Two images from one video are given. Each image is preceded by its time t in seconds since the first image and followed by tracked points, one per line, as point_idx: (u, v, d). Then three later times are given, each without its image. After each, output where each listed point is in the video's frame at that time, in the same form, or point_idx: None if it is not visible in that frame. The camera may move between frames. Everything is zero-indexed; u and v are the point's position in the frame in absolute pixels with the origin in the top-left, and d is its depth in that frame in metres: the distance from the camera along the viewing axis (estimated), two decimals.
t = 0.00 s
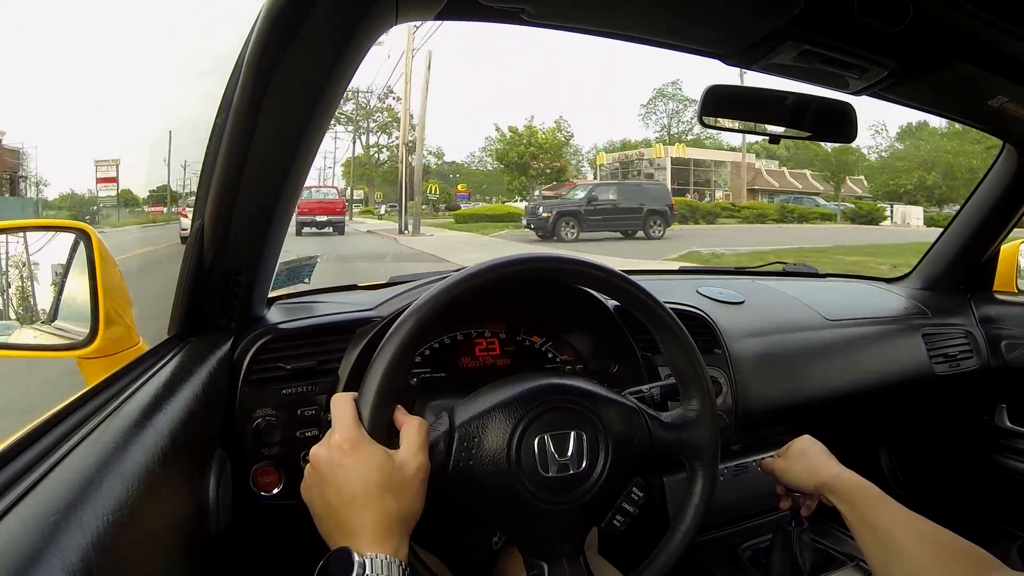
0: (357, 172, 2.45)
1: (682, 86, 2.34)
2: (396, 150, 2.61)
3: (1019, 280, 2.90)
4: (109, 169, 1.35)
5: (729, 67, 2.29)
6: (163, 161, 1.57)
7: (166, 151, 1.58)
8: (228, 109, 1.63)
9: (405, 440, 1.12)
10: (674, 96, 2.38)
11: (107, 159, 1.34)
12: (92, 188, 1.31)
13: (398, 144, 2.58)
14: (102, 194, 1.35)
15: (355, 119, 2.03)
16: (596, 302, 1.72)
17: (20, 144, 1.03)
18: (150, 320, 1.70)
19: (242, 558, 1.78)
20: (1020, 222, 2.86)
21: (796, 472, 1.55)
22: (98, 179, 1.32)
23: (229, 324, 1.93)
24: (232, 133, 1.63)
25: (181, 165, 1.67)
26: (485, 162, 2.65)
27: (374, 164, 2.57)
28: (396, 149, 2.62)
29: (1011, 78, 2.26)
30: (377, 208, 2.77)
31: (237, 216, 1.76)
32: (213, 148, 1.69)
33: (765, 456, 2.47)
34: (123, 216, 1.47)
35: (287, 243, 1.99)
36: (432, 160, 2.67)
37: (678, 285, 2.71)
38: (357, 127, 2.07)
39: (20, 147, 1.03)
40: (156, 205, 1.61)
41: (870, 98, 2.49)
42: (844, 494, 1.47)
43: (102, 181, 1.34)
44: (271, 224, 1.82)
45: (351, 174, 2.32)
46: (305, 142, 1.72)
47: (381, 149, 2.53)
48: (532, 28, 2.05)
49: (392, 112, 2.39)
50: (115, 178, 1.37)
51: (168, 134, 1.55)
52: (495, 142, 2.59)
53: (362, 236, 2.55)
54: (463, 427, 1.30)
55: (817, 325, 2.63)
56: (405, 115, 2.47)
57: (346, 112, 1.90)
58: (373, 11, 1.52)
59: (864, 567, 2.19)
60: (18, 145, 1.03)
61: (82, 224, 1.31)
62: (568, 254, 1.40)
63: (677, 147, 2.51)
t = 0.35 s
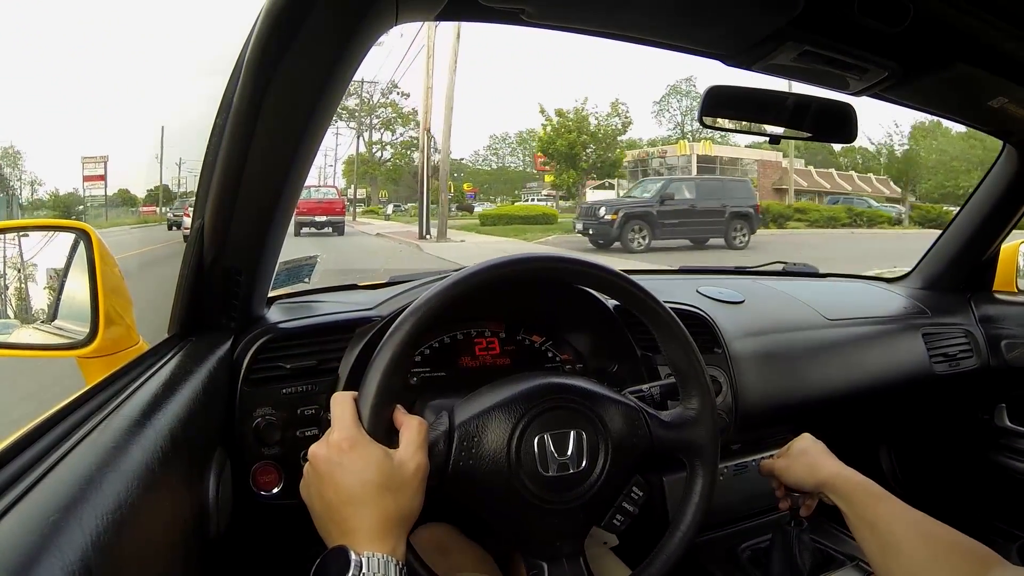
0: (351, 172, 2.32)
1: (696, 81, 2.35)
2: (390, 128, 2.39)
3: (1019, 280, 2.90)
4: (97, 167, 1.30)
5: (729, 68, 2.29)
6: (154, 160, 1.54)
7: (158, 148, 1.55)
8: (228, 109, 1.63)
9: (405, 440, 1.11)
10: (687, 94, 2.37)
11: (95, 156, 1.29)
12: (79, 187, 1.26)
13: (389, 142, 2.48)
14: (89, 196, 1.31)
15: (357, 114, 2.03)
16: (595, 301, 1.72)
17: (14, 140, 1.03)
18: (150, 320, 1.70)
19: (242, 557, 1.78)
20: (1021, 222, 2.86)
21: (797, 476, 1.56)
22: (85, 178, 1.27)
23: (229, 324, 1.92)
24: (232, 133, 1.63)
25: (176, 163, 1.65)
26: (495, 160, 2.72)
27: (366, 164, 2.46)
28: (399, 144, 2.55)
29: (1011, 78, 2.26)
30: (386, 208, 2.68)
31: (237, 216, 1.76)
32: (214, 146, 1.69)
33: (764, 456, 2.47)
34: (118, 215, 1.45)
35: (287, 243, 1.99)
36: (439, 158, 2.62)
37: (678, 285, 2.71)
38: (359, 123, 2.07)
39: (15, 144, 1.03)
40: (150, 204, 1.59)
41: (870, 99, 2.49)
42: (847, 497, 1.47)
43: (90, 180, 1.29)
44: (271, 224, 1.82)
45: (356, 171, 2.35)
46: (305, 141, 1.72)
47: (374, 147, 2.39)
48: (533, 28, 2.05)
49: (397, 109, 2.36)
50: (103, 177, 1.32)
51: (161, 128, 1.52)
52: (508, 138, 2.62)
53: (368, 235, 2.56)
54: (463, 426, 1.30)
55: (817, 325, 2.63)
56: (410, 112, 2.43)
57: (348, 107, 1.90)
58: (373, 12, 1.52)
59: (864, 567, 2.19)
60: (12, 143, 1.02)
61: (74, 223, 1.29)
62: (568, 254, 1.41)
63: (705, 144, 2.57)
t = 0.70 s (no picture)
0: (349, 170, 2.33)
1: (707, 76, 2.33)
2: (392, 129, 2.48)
3: (1019, 280, 2.91)
4: (84, 164, 1.25)
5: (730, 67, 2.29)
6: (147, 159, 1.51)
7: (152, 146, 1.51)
8: (228, 108, 1.63)
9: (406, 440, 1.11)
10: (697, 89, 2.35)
11: (82, 152, 1.24)
12: (63, 184, 1.20)
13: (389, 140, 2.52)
14: (76, 195, 1.26)
15: (360, 109, 2.02)
16: (594, 301, 1.72)
17: (12, 142, 1.02)
18: (150, 319, 1.70)
19: (242, 557, 1.78)
20: (1020, 222, 2.86)
21: (797, 474, 1.56)
22: (70, 176, 1.21)
23: (229, 324, 1.92)
24: (232, 133, 1.63)
25: (170, 161, 1.61)
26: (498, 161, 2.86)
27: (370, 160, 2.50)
28: (402, 140, 2.60)
29: (1011, 78, 2.26)
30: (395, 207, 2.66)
31: (237, 215, 1.76)
32: (213, 146, 1.69)
33: (764, 456, 2.47)
34: (114, 216, 1.45)
35: (287, 243, 1.99)
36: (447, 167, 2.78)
37: (678, 285, 2.71)
38: (362, 118, 2.07)
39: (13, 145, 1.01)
40: (140, 203, 1.56)
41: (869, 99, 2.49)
42: (846, 493, 1.47)
43: (76, 178, 1.24)
44: (270, 224, 1.83)
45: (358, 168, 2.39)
46: (305, 141, 1.72)
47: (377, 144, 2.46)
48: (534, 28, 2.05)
49: (397, 104, 2.39)
50: (91, 176, 1.27)
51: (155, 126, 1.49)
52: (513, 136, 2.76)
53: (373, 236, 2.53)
54: (463, 426, 1.30)
55: (816, 325, 2.63)
56: (412, 106, 2.50)
57: (350, 103, 1.89)
58: (373, 12, 1.52)
59: (864, 567, 2.19)
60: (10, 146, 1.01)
61: (63, 222, 1.26)
62: (568, 254, 1.40)
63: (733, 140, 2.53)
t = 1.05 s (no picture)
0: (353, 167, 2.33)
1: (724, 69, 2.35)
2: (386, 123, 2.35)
3: (1019, 280, 2.90)
4: (70, 163, 1.21)
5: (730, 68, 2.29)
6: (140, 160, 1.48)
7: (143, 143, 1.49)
8: (228, 109, 1.63)
9: (404, 439, 1.12)
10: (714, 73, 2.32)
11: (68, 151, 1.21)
12: (48, 186, 1.16)
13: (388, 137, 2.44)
14: (59, 197, 1.21)
15: (363, 106, 2.02)
16: (594, 301, 1.72)
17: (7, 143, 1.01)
18: (150, 319, 1.70)
19: (242, 557, 1.79)
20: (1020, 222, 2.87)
21: (812, 486, 1.57)
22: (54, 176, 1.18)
23: (229, 323, 1.92)
24: (231, 134, 1.63)
25: (164, 162, 1.58)
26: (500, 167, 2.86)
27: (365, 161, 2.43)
28: (407, 135, 2.54)
29: (1011, 78, 2.26)
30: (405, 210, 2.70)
31: (237, 215, 1.76)
32: (213, 146, 1.68)
33: (764, 456, 2.47)
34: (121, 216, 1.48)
35: (287, 244, 1.99)
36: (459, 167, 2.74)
37: (678, 284, 2.71)
38: (364, 116, 2.06)
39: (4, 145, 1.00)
40: (132, 205, 1.52)
41: (869, 99, 2.49)
42: (861, 511, 1.48)
43: (62, 177, 1.20)
44: (270, 225, 1.83)
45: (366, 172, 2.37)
46: (305, 141, 1.72)
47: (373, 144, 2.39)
48: (534, 28, 2.05)
49: (400, 102, 2.36)
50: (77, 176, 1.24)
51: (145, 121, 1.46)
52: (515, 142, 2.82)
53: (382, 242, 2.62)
54: (463, 426, 1.30)
55: (816, 325, 2.63)
56: (419, 104, 2.46)
57: (351, 101, 1.89)
58: (373, 13, 1.52)
59: (864, 567, 2.19)
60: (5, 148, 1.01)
61: (50, 221, 1.22)
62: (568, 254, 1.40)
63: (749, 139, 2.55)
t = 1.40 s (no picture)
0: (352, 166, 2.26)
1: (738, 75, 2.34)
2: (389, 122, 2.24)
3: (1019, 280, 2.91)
4: (54, 160, 1.15)
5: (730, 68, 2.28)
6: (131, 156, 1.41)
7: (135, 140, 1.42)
8: (229, 110, 1.63)
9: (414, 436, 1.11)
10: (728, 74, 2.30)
11: (52, 147, 1.14)
12: (29, 182, 1.11)
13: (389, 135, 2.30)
14: (43, 194, 1.16)
15: (366, 102, 2.01)
16: (595, 301, 1.72)
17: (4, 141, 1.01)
18: (150, 319, 1.70)
19: (241, 557, 1.79)
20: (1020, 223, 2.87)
21: (806, 484, 1.60)
22: (36, 172, 1.12)
23: (229, 323, 1.92)
24: (231, 134, 1.63)
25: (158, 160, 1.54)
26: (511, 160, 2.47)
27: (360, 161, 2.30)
28: (413, 130, 2.32)
29: (1011, 78, 2.26)
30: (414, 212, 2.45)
31: (238, 215, 1.76)
32: (214, 147, 1.69)
33: (764, 456, 2.47)
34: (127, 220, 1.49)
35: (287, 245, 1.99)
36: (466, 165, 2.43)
37: (678, 284, 2.71)
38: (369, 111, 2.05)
39: None
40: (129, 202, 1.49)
41: (870, 100, 2.49)
42: (851, 508, 1.50)
43: (45, 174, 1.14)
44: (270, 226, 1.83)
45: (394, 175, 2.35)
46: (306, 141, 1.72)
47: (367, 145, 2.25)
48: (536, 28, 2.05)
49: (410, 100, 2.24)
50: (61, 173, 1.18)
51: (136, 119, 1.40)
52: (524, 135, 2.46)
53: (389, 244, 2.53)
54: (463, 425, 1.30)
55: (816, 325, 2.63)
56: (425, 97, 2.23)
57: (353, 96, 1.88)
58: (373, 14, 1.52)
59: (864, 567, 2.19)
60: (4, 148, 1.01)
61: (29, 224, 1.16)
62: (568, 254, 1.40)
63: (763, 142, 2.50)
